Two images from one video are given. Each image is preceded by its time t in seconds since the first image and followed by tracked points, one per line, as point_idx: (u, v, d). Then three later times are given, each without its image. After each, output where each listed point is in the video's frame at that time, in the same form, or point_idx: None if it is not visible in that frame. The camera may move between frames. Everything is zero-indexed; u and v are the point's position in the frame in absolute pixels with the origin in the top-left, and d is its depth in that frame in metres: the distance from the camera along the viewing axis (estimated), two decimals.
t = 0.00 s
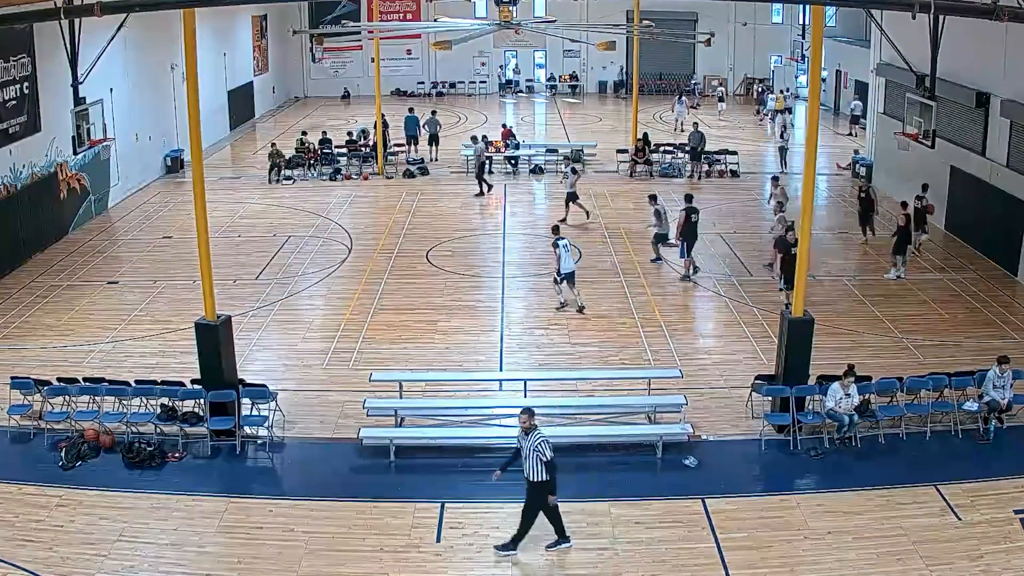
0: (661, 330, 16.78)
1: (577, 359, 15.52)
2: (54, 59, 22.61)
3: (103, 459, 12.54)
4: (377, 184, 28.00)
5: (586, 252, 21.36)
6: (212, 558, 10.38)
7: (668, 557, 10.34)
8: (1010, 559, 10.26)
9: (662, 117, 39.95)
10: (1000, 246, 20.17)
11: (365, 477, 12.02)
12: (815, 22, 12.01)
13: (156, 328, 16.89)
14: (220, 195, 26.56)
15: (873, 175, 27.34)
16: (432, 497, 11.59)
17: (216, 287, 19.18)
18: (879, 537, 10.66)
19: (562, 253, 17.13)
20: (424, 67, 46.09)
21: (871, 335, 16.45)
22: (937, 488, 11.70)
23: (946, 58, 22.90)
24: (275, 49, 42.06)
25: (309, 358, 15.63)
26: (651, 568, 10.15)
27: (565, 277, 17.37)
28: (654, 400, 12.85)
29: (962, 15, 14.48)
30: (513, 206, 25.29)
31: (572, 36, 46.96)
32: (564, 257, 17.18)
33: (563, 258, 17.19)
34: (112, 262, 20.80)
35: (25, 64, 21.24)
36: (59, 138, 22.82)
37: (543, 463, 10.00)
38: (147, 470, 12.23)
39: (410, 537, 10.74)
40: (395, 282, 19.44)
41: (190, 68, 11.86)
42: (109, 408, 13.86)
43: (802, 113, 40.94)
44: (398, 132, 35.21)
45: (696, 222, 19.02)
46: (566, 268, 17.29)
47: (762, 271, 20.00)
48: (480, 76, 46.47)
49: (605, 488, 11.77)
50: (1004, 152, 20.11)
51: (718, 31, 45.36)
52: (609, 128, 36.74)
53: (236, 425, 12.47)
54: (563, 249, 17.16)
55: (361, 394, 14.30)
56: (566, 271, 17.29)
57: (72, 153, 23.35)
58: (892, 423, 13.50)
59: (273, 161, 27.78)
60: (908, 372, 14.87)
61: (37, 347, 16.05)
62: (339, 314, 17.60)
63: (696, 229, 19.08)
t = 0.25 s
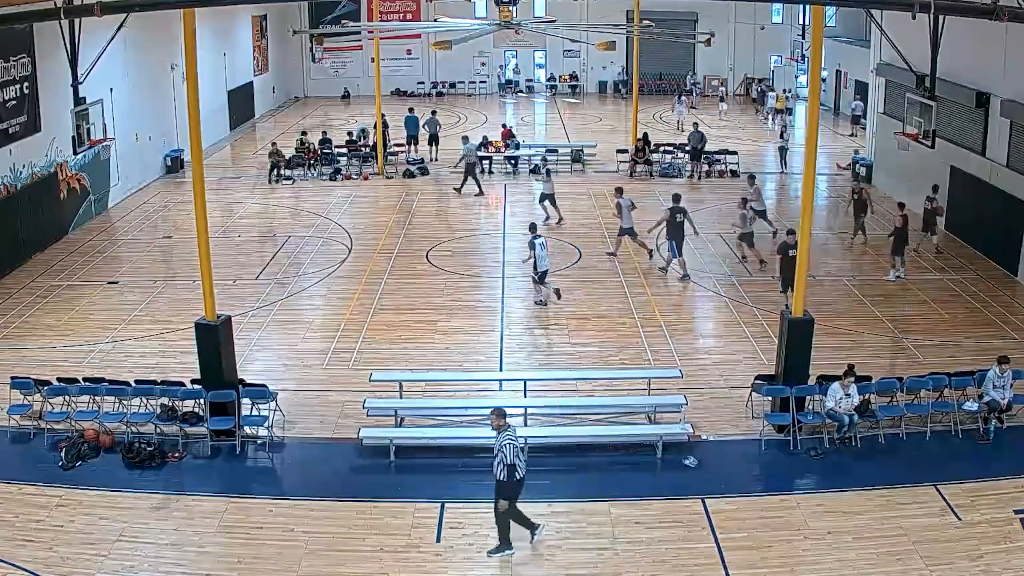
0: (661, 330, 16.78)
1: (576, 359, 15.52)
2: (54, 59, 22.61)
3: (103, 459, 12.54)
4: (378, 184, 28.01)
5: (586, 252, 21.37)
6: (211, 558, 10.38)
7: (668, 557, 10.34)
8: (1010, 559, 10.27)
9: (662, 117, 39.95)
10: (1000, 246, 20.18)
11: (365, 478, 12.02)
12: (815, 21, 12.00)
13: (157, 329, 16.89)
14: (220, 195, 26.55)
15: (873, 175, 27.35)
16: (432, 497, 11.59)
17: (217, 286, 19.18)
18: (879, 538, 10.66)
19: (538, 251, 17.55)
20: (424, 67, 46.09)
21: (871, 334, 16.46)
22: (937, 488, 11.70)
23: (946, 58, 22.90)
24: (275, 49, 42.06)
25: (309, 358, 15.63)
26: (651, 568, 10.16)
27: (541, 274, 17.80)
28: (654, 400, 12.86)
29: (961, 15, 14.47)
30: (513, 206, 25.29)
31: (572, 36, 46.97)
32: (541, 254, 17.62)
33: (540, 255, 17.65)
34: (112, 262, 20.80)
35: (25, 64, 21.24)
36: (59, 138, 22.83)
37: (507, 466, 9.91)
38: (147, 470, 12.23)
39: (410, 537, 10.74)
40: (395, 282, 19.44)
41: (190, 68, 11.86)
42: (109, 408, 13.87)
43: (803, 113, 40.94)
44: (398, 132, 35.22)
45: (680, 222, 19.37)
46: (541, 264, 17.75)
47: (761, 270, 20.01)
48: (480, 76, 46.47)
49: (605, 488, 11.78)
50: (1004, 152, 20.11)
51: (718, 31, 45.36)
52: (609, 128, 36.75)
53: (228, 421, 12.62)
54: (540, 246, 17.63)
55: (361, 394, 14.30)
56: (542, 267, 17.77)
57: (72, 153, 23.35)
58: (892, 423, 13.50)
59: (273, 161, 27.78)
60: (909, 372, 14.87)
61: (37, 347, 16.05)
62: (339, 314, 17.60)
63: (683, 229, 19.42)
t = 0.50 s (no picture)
0: (661, 330, 16.78)
1: (576, 359, 15.53)
2: (54, 59, 22.61)
3: (102, 459, 12.54)
4: (378, 184, 28.01)
5: (586, 252, 21.38)
6: (211, 558, 10.39)
7: (668, 557, 10.34)
8: (1010, 559, 10.27)
9: (662, 117, 39.96)
10: (1000, 246, 20.18)
11: (365, 477, 12.03)
12: (815, 21, 12.00)
13: (157, 329, 16.89)
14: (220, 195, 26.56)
15: (873, 175, 27.36)
16: (432, 497, 11.60)
17: (217, 286, 19.18)
18: (879, 538, 10.66)
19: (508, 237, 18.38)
20: (424, 67, 46.08)
21: (871, 335, 16.46)
22: (937, 488, 11.70)
23: (946, 57, 22.90)
24: (275, 49, 42.07)
25: (309, 358, 15.63)
26: (651, 568, 10.16)
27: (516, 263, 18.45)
28: (654, 400, 12.86)
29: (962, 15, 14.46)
30: (513, 206, 25.30)
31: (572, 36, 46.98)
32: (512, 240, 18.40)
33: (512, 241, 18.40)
34: (112, 262, 20.81)
35: (25, 64, 21.24)
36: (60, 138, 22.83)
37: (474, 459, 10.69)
38: (147, 470, 12.24)
39: (410, 537, 10.74)
40: (395, 282, 19.44)
41: (190, 68, 11.86)
42: (109, 408, 13.87)
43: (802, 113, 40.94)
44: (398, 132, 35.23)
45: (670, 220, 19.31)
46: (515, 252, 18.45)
47: (761, 270, 20.01)
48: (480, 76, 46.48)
49: (605, 488, 11.78)
50: (1004, 152, 20.12)
51: (718, 31, 45.35)
52: (609, 128, 36.75)
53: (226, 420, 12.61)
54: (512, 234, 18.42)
55: (361, 394, 14.31)
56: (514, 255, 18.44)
57: (72, 153, 23.35)
58: (893, 423, 13.51)
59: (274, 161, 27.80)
60: (909, 372, 14.87)
61: (37, 347, 16.05)
62: (339, 314, 17.61)
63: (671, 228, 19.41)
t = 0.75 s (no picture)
0: (661, 330, 16.78)
1: (576, 359, 15.53)
2: (54, 59, 22.61)
3: (102, 459, 12.54)
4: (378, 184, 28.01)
5: (586, 252, 21.38)
6: (211, 558, 10.39)
7: (668, 557, 10.34)
8: (1010, 559, 10.27)
9: (662, 116, 39.97)
10: (1000, 246, 20.19)
11: (366, 477, 12.03)
12: (815, 22, 12.01)
13: (157, 329, 16.89)
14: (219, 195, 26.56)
15: (873, 175, 27.37)
16: (432, 497, 11.60)
17: (217, 286, 19.18)
18: (879, 538, 10.66)
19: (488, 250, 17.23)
20: (424, 67, 46.08)
21: (871, 335, 16.46)
22: (937, 488, 11.71)
23: (946, 58, 22.91)
24: (275, 49, 42.06)
25: (309, 358, 15.64)
26: (651, 568, 10.16)
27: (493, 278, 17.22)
28: (653, 399, 12.86)
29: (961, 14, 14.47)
30: (513, 206, 25.31)
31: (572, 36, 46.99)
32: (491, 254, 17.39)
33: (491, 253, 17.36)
34: (112, 262, 20.81)
35: (25, 64, 21.24)
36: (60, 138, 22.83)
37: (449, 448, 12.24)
38: (147, 470, 12.24)
39: (410, 537, 10.75)
40: (395, 282, 19.44)
41: (191, 68, 11.86)
42: (109, 408, 13.87)
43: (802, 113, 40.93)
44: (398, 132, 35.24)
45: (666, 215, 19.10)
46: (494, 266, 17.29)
47: (761, 270, 20.01)
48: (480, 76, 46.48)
49: (604, 488, 11.78)
50: (1004, 152, 20.13)
51: (718, 31, 45.34)
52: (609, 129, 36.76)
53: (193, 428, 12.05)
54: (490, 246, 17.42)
55: (361, 394, 14.31)
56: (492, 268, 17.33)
57: (72, 154, 23.35)
58: (892, 423, 13.51)
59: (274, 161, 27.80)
60: (909, 372, 14.87)
61: (37, 347, 16.05)
62: (339, 314, 17.61)
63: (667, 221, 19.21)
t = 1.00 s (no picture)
0: (661, 330, 16.77)
1: (576, 359, 15.53)
2: (54, 59, 22.61)
3: (102, 459, 12.54)
4: (378, 184, 28.00)
5: (586, 252, 21.38)
6: (211, 558, 10.39)
7: (668, 557, 10.34)
8: (1010, 559, 10.27)
9: (662, 117, 39.97)
10: (1000, 246, 20.19)
11: (366, 477, 12.03)
12: (814, 22, 12.00)
13: (157, 329, 16.89)
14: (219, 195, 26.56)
15: (873, 175, 27.37)
16: (432, 497, 11.60)
17: (217, 286, 19.18)
18: (879, 538, 10.66)
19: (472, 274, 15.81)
20: (424, 68, 46.07)
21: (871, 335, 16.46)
22: (937, 488, 11.71)
23: (945, 58, 22.92)
24: (275, 49, 42.07)
25: (309, 358, 15.64)
26: (651, 568, 10.16)
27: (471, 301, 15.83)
28: (654, 399, 12.86)
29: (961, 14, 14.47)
30: (513, 206, 25.30)
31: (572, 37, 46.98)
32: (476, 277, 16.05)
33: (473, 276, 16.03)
34: (112, 262, 20.81)
35: (25, 64, 21.24)
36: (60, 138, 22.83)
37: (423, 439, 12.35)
38: (147, 470, 12.24)
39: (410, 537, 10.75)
40: (395, 282, 19.44)
41: (191, 68, 11.86)
42: (109, 408, 13.87)
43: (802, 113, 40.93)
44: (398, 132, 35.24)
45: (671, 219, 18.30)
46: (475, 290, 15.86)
47: (761, 270, 20.00)
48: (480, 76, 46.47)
49: (604, 488, 11.78)
50: (1004, 152, 20.13)
51: (718, 31, 45.32)
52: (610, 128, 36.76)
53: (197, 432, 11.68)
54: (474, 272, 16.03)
55: (361, 394, 14.31)
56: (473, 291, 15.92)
57: (72, 154, 23.34)
58: (892, 423, 13.51)
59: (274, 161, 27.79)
60: (909, 372, 14.87)
61: (38, 347, 16.05)
62: (339, 314, 17.61)
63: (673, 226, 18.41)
